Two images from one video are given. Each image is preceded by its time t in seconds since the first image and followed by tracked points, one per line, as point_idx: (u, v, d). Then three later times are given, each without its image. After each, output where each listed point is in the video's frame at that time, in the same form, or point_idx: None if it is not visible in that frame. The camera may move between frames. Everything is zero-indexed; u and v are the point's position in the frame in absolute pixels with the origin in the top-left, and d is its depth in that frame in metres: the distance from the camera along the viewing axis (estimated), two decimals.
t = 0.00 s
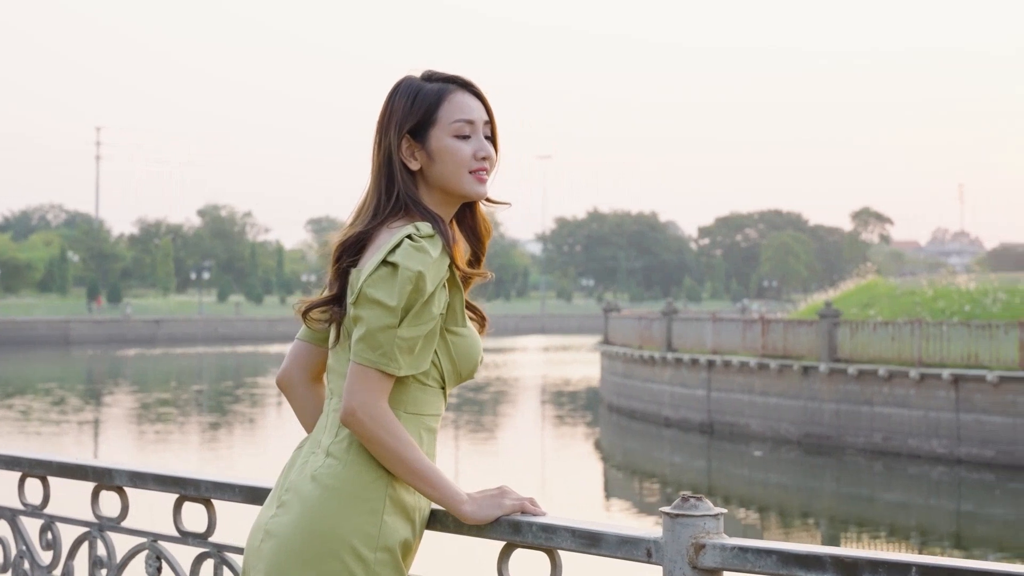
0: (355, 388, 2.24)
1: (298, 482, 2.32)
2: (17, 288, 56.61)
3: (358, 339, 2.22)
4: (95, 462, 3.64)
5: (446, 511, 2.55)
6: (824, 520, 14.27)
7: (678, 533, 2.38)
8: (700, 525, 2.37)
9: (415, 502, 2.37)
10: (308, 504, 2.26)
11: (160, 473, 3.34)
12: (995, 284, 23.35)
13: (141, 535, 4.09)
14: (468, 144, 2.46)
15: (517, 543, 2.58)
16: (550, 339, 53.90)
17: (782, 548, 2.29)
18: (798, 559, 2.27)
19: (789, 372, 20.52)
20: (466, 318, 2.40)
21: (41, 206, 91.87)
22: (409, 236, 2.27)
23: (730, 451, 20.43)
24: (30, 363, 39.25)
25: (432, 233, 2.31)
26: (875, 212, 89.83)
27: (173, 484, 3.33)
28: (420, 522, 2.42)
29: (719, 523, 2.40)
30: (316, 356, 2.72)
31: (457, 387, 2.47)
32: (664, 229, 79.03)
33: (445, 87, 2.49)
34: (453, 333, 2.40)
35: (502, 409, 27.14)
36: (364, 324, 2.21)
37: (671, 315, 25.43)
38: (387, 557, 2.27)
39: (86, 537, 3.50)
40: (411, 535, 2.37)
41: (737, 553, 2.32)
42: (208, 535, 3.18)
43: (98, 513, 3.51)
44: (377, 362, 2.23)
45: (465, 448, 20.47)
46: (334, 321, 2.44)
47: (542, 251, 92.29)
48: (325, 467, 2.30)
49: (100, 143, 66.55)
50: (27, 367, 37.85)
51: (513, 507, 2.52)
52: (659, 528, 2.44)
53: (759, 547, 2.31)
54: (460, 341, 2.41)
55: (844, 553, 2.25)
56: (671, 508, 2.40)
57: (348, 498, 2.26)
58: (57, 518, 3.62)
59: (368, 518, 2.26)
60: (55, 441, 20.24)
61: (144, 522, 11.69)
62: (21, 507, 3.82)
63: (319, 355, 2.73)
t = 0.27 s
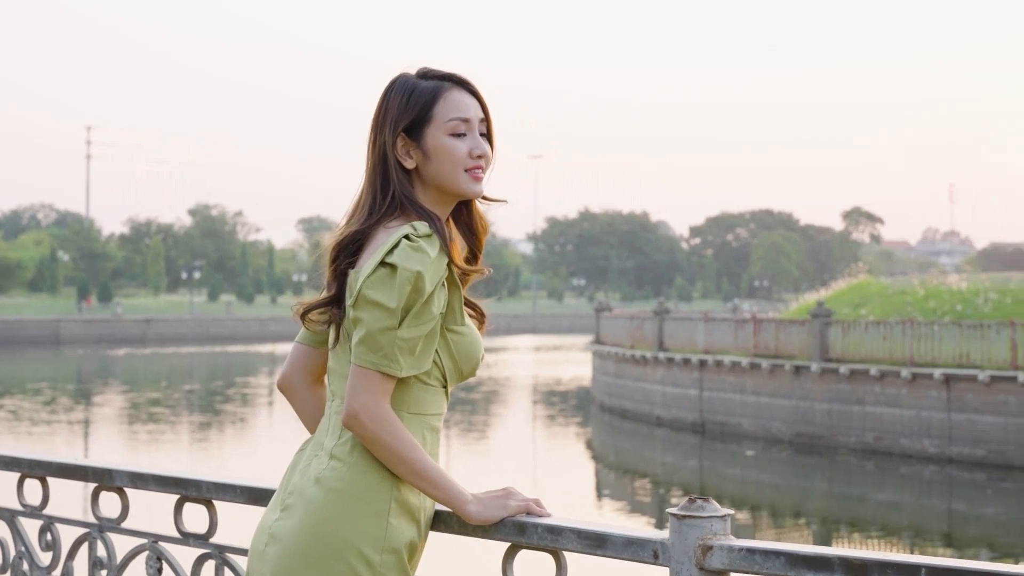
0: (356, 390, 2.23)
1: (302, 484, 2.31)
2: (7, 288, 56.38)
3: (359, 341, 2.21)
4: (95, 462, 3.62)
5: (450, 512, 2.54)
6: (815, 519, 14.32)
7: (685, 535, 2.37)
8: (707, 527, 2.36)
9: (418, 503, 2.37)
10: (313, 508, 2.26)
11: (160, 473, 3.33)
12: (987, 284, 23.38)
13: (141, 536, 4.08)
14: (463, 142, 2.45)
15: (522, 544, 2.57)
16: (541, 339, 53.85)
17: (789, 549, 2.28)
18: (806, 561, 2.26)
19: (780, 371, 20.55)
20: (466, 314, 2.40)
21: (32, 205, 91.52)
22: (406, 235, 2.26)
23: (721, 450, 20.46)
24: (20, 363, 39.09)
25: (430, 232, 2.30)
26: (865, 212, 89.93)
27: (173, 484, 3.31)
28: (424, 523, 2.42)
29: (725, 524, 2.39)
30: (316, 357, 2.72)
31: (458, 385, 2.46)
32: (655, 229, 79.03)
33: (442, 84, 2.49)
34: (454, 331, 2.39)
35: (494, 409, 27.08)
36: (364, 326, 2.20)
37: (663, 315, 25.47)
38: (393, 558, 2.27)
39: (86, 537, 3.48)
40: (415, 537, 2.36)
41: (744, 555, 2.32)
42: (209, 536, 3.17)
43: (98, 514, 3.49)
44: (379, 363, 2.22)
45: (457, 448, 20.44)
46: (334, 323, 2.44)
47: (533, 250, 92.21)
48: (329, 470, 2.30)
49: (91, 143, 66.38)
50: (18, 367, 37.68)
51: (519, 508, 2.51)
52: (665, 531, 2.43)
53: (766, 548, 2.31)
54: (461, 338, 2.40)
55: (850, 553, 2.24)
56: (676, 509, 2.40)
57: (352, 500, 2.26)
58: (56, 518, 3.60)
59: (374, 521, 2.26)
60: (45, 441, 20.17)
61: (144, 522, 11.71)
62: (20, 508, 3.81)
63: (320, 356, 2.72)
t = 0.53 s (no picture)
0: (359, 391, 2.23)
1: (305, 486, 2.31)
2: None
3: (360, 344, 2.21)
4: (93, 462, 3.61)
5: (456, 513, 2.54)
6: (807, 518, 14.34)
7: (692, 537, 2.36)
8: (714, 528, 2.36)
9: (423, 503, 2.36)
10: (318, 510, 2.25)
11: (161, 473, 3.32)
12: (978, 284, 23.40)
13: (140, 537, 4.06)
14: (459, 140, 2.45)
15: (528, 546, 2.56)
16: (532, 339, 53.76)
17: (798, 550, 2.28)
18: (816, 562, 2.25)
19: (771, 371, 20.58)
20: (466, 314, 2.39)
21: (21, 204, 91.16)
22: (406, 236, 2.26)
23: (713, 450, 20.49)
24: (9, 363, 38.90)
25: (429, 233, 2.30)
26: (856, 211, 90.05)
27: (173, 485, 3.30)
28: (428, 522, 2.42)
29: (733, 526, 2.38)
30: (317, 360, 2.71)
31: (459, 384, 2.45)
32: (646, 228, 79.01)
33: (438, 81, 2.48)
34: (454, 331, 2.38)
35: (485, 409, 27.02)
36: (365, 328, 2.20)
37: (655, 314, 25.49)
38: (400, 562, 2.26)
39: (86, 538, 3.47)
40: (420, 538, 2.36)
41: (751, 557, 2.31)
42: (211, 535, 3.17)
43: (98, 514, 3.48)
44: (380, 365, 2.21)
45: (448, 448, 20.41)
46: (333, 324, 2.43)
47: (524, 250, 92.13)
48: (334, 471, 2.29)
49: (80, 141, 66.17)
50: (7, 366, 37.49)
51: (523, 509, 2.50)
52: (670, 532, 2.43)
53: (773, 550, 2.30)
54: (462, 338, 2.40)
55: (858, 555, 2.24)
56: (683, 510, 2.39)
57: (357, 501, 2.26)
58: (56, 519, 3.59)
59: (379, 523, 2.26)
60: (34, 441, 20.07)
61: (142, 522, 11.71)
62: (19, 509, 3.79)
63: (321, 359, 2.71)
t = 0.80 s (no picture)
0: (362, 395, 2.23)
1: (311, 490, 2.31)
2: None
3: (364, 347, 2.20)
4: (96, 465, 3.58)
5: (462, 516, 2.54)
6: (799, 518, 14.37)
7: (701, 538, 2.35)
8: (722, 531, 2.34)
9: (428, 505, 2.36)
10: (323, 514, 2.25)
11: (162, 475, 3.30)
12: (970, 284, 23.43)
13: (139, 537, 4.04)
14: (458, 139, 2.44)
15: (533, 548, 2.55)
16: (524, 339, 53.70)
17: (809, 551, 2.26)
18: (827, 563, 2.24)
19: (764, 370, 20.60)
20: (468, 314, 2.38)
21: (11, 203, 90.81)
22: (408, 237, 2.25)
23: (705, 450, 20.51)
24: None
25: (430, 234, 2.29)
26: (847, 211, 90.23)
27: (176, 486, 3.28)
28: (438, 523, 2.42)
29: (742, 527, 2.36)
30: (320, 364, 2.71)
31: (461, 384, 2.45)
32: (638, 228, 78.99)
33: (436, 80, 2.47)
34: (458, 331, 2.38)
35: (477, 409, 26.97)
36: (369, 332, 2.19)
37: (647, 313, 25.50)
38: (407, 565, 2.26)
39: (86, 540, 3.45)
40: (427, 539, 2.35)
41: (761, 559, 2.30)
42: (213, 538, 3.15)
43: (99, 515, 3.47)
44: (384, 367, 2.21)
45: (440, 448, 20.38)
46: (334, 325, 2.42)
47: (515, 250, 92.08)
48: (339, 475, 2.29)
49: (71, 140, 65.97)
50: None
51: (531, 510, 2.49)
52: (679, 534, 2.42)
53: (784, 552, 2.29)
54: (465, 337, 2.39)
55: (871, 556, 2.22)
56: (692, 512, 2.38)
57: (364, 504, 2.25)
58: (56, 521, 3.58)
59: (386, 526, 2.26)
60: (24, 441, 19.96)
61: (142, 522, 11.71)
62: (19, 510, 3.77)
63: (324, 364, 2.71)
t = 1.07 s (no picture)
0: (367, 398, 2.22)
1: (317, 493, 2.30)
2: None
3: (367, 350, 2.20)
4: (95, 465, 3.56)
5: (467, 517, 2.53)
6: (791, 517, 14.38)
7: (709, 541, 2.32)
8: (731, 533, 2.31)
9: (432, 506, 2.35)
10: (330, 518, 2.25)
11: (163, 476, 3.29)
12: (962, 283, 23.44)
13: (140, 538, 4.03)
14: (458, 138, 2.43)
15: (539, 549, 2.54)
16: (515, 338, 53.62)
17: (819, 554, 2.23)
18: (835, 565, 2.21)
19: (755, 370, 20.62)
20: (471, 315, 2.38)
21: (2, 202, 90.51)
22: (410, 239, 2.25)
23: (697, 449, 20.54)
24: None
25: (431, 235, 2.29)
26: (838, 211, 90.30)
27: (176, 487, 3.27)
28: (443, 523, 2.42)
29: (750, 530, 2.33)
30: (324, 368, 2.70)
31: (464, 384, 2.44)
32: (629, 227, 78.93)
33: (436, 79, 2.46)
34: (461, 331, 2.38)
35: (468, 408, 26.91)
36: (372, 335, 2.19)
37: (639, 313, 25.52)
38: (413, 568, 2.26)
39: (87, 542, 3.44)
40: (431, 540, 2.35)
41: (769, 561, 2.27)
42: (214, 540, 3.14)
43: (99, 516, 3.45)
44: (388, 370, 2.20)
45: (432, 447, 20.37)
46: (336, 327, 2.41)
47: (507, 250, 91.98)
48: (345, 477, 2.28)
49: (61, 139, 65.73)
50: None
51: (539, 512, 2.49)
52: (688, 535, 2.39)
53: (794, 554, 2.26)
54: (468, 337, 2.38)
55: (882, 558, 2.19)
56: (699, 514, 2.35)
57: (371, 508, 2.25)
58: (56, 523, 3.56)
59: (393, 528, 2.26)
60: (13, 442, 19.87)
61: (139, 522, 11.71)
62: (18, 511, 3.76)
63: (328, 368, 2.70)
